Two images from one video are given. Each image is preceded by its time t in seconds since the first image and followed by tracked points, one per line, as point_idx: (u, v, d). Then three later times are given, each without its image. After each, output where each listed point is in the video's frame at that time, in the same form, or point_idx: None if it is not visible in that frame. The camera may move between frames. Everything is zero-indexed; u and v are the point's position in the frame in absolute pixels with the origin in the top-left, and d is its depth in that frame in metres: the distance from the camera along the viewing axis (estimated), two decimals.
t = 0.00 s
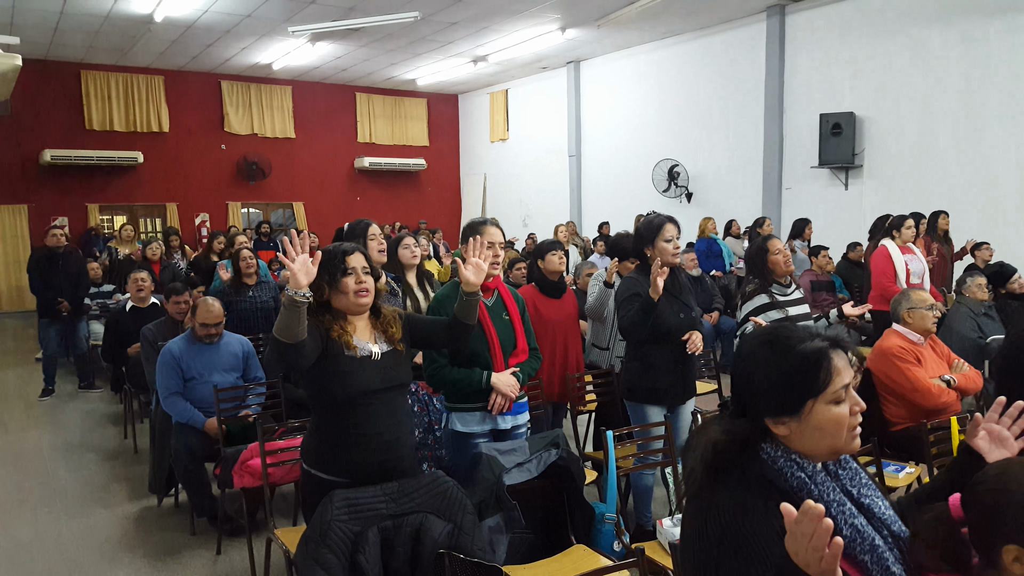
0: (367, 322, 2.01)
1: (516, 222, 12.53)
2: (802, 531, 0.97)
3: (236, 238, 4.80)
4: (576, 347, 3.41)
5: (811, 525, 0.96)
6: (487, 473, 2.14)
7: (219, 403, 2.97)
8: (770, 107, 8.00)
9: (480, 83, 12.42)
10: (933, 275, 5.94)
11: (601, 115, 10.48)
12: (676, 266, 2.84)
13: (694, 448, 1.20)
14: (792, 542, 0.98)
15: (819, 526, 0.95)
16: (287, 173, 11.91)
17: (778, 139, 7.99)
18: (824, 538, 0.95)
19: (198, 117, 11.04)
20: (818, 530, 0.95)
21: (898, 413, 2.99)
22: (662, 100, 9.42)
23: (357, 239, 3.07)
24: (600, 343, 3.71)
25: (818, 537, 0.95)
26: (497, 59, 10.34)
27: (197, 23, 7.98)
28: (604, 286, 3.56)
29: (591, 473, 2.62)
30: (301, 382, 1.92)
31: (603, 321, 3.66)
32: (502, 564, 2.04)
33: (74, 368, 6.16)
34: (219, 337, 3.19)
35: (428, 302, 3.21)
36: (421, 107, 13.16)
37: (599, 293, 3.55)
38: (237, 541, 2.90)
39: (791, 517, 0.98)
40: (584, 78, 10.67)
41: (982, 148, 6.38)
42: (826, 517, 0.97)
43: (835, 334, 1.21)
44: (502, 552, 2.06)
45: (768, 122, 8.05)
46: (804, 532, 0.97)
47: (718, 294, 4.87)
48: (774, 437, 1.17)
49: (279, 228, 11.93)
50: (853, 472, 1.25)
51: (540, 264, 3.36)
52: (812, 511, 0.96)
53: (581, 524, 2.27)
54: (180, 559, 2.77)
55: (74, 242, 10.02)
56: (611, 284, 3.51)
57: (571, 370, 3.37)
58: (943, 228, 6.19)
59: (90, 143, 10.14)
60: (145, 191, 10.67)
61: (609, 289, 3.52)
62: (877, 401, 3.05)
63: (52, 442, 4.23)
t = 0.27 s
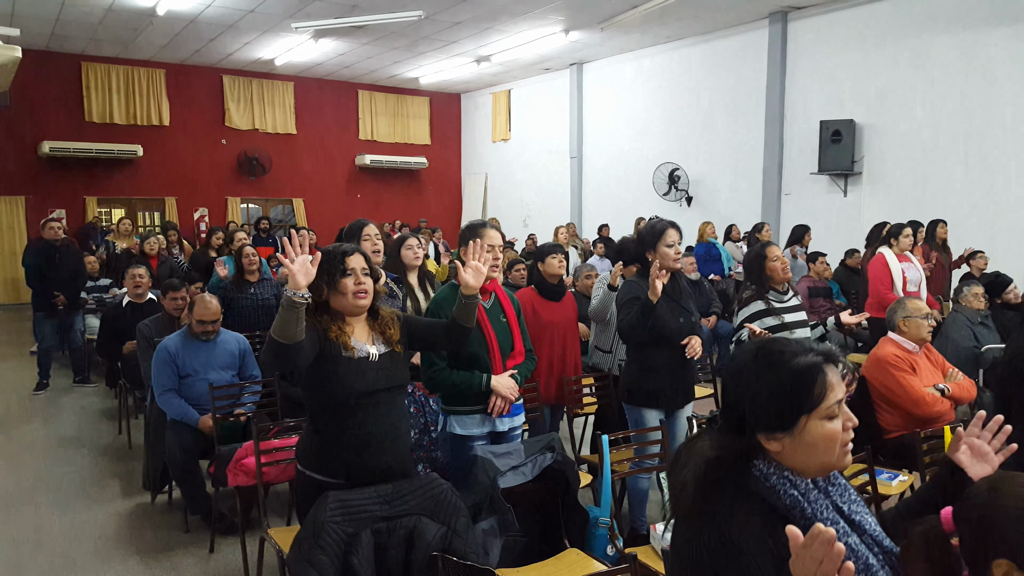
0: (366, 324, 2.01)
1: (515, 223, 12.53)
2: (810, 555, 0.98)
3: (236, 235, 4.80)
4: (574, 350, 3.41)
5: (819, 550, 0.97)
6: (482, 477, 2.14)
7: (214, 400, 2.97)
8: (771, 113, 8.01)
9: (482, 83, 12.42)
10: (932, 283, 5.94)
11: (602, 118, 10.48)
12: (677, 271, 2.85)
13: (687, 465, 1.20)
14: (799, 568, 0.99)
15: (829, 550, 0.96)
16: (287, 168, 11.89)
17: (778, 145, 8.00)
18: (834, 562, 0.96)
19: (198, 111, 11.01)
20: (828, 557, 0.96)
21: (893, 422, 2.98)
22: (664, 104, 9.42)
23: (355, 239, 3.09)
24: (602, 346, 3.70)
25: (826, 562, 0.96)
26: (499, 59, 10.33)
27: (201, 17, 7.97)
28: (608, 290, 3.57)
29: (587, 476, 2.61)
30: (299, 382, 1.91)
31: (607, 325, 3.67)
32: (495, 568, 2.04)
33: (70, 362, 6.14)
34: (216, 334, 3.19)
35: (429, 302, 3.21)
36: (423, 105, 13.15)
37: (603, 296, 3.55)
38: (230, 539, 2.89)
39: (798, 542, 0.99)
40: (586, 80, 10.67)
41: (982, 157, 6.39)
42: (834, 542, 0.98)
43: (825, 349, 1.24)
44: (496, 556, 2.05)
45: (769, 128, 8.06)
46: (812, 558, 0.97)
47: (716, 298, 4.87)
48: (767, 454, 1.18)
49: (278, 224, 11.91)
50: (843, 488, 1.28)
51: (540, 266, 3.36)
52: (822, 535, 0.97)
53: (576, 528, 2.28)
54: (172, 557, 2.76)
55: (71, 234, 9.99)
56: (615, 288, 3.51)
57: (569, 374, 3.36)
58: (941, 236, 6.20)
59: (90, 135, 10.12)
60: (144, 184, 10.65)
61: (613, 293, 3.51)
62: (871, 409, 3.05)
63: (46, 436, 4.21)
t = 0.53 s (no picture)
0: (360, 325, 2.00)
1: (511, 223, 12.52)
2: (805, 569, 1.00)
3: (230, 232, 4.78)
4: (566, 353, 3.41)
5: (817, 564, 1.00)
6: (473, 480, 2.13)
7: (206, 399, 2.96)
8: (767, 117, 8.02)
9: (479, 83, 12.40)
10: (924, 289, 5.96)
11: (599, 120, 10.47)
12: (674, 275, 2.86)
13: (675, 476, 1.21)
14: None
15: (825, 564, 0.99)
16: (283, 165, 11.85)
17: (773, 149, 8.01)
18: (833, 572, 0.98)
19: (194, 107, 10.97)
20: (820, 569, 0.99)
21: (885, 429, 2.99)
22: (661, 107, 9.42)
23: (349, 239, 3.07)
24: (602, 351, 3.69)
25: None
26: (497, 60, 10.32)
27: (198, 14, 7.94)
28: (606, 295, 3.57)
29: (579, 480, 2.59)
30: (291, 380, 1.89)
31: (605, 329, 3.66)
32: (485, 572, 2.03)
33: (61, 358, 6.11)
34: (208, 333, 3.17)
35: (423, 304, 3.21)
36: (420, 105, 13.13)
37: (602, 301, 3.55)
38: (220, 540, 2.88)
39: (793, 559, 1.01)
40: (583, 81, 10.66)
41: (976, 164, 6.41)
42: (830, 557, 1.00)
43: (812, 360, 1.26)
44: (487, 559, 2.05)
45: (765, 132, 8.07)
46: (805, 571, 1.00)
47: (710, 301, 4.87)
48: (754, 467, 1.20)
49: (273, 222, 11.87)
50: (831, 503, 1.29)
51: (533, 268, 3.36)
52: (819, 551, 0.99)
53: (566, 533, 2.28)
54: (160, 557, 2.74)
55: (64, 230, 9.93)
56: (614, 294, 3.50)
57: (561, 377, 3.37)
58: (934, 242, 6.21)
59: (84, 130, 10.06)
60: (138, 180, 10.59)
61: (612, 299, 3.51)
62: (863, 415, 3.05)
63: (35, 433, 4.18)
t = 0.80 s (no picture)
0: (354, 328, 2.00)
1: (506, 228, 12.52)
2: None
3: (224, 234, 4.77)
4: (557, 358, 3.42)
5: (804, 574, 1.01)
6: (465, 486, 2.14)
7: (199, 402, 2.96)
8: (762, 126, 8.05)
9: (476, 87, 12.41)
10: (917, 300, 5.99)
11: (595, 126, 10.49)
12: (674, 283, 2.88)
13: (662, 490, 1.25)
14: None
15: None
16: (279, 166, 11.83)
17: (768, 158, 8.04)
18: None
19: (190, 107, 10.95)
20: None
21: (876, 438, 3.00)
22: (657, 114, 9.45)
23: (346, 244, 3.08)
24: (596, 356, 3.71)
25: None
26: (494, 65, 10.33)
27: (195, 14, 7.92)
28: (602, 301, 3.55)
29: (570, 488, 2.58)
30: (284, 384, 1.88)
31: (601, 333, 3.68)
32: None
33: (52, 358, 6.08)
34: (201, 335, 3.16)
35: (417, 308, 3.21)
36: (416, 108, 13.13)
37: (597, 306, 3.53)
38: (211, 543, 2.87)
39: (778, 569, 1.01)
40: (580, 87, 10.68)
41: (969, 176, 6.45)
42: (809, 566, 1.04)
43: (797, 373, 1.30)
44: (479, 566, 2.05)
45: (760, 141, 8.10)
46: None
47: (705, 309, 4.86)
48: (739, 479, 1.24)
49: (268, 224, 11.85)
50: (819, 517, 1.32)
51: (523, 274, 3.36)
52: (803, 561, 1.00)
53: (557, 540, 2.28)
54: (150, 559, 2.74)
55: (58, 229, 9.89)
56: (610, 299, 3.48)
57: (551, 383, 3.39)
58: (927, 253, 6.25)
59: (79, 128, 10.03)
60: (133, 180, 10.56)
61: (608, 304, 3.49)
62: (855, 425, 3.07)
63: (26, 433, 4.16)
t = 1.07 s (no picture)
0: (356, 334, 2.01)
1: (507, 233, 12.54)
2: None
3: (226, 240, 4.79)
4: (553, 364, 3.44)
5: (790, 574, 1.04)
6: (467, 492, 2.16)
7: (202, 407, 2.97)
8: (762, 130, 8.06)
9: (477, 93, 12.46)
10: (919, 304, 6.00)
11: (595, 131, 10.52)
12: (680, 289, 2.88)
13: (660, 494, 1.27)
14: None
15: None
16: (281, 171, 11.87)
17: (769, 162, 8.05)
18: None
19: (193, 114, 10.99)
20: None
21: (879, 444, 3.00)
22: (657, 119, 9.47)
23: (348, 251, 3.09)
24: (596, 360, 3.73)
25: None
26: (494, 70, 10.36)
27: (197, 22, 7.96)
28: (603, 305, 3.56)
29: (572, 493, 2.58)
30: (287, 390, 1.89)
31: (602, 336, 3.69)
32: None
33: (56, 363, 6.10)
34: (204, 340, 3.18)
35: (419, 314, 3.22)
36: (417, 114, 13.17)
37: (598, 311, 3.56)
38: (214, 547, 2.88)
39: (769, 569, 1.05)
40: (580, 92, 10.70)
41: (969, 181, 6.46)
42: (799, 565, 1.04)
43: (799, 378, 1.30)
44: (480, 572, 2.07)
45: (760, 146, 8.11)
46: None
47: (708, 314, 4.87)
48: (741, 482, 1.25)
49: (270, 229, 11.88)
50: (820, 521, 1.34)
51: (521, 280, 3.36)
52: (792, 564, 1.03)
53: (560, 545, 2.29)
54: (154, 563, 2.74)
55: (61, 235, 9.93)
56: (611, 304, 3.51)
57: (549, 387, 3.40)
58: (929, 258, 6.25)
59: (83, 135, 10.08)
60: (136, 186, 10.60)
61: (608, 309, 3.51)
62: (858, 431, 3.07)
63: (30, 438, 4.18)
